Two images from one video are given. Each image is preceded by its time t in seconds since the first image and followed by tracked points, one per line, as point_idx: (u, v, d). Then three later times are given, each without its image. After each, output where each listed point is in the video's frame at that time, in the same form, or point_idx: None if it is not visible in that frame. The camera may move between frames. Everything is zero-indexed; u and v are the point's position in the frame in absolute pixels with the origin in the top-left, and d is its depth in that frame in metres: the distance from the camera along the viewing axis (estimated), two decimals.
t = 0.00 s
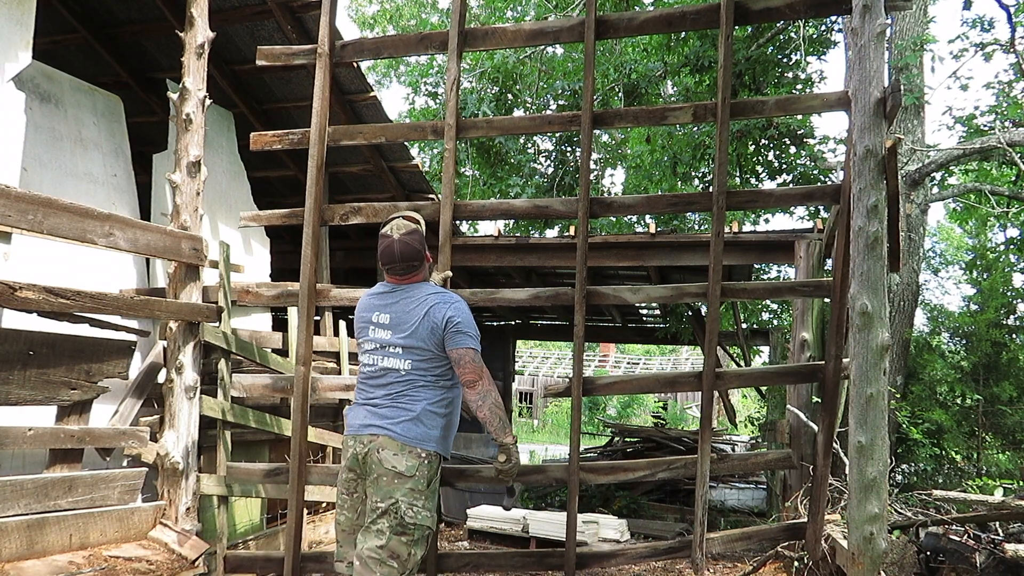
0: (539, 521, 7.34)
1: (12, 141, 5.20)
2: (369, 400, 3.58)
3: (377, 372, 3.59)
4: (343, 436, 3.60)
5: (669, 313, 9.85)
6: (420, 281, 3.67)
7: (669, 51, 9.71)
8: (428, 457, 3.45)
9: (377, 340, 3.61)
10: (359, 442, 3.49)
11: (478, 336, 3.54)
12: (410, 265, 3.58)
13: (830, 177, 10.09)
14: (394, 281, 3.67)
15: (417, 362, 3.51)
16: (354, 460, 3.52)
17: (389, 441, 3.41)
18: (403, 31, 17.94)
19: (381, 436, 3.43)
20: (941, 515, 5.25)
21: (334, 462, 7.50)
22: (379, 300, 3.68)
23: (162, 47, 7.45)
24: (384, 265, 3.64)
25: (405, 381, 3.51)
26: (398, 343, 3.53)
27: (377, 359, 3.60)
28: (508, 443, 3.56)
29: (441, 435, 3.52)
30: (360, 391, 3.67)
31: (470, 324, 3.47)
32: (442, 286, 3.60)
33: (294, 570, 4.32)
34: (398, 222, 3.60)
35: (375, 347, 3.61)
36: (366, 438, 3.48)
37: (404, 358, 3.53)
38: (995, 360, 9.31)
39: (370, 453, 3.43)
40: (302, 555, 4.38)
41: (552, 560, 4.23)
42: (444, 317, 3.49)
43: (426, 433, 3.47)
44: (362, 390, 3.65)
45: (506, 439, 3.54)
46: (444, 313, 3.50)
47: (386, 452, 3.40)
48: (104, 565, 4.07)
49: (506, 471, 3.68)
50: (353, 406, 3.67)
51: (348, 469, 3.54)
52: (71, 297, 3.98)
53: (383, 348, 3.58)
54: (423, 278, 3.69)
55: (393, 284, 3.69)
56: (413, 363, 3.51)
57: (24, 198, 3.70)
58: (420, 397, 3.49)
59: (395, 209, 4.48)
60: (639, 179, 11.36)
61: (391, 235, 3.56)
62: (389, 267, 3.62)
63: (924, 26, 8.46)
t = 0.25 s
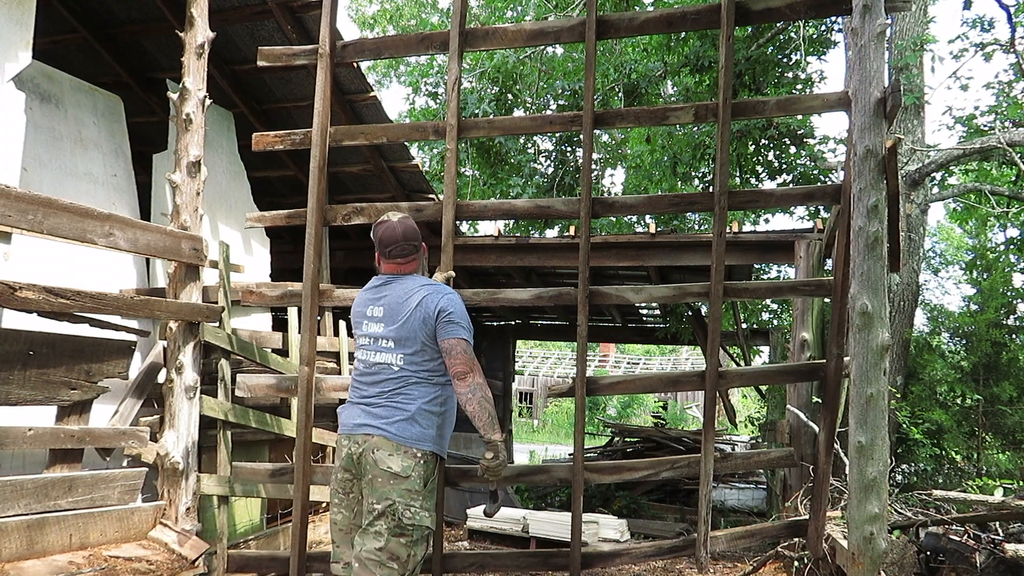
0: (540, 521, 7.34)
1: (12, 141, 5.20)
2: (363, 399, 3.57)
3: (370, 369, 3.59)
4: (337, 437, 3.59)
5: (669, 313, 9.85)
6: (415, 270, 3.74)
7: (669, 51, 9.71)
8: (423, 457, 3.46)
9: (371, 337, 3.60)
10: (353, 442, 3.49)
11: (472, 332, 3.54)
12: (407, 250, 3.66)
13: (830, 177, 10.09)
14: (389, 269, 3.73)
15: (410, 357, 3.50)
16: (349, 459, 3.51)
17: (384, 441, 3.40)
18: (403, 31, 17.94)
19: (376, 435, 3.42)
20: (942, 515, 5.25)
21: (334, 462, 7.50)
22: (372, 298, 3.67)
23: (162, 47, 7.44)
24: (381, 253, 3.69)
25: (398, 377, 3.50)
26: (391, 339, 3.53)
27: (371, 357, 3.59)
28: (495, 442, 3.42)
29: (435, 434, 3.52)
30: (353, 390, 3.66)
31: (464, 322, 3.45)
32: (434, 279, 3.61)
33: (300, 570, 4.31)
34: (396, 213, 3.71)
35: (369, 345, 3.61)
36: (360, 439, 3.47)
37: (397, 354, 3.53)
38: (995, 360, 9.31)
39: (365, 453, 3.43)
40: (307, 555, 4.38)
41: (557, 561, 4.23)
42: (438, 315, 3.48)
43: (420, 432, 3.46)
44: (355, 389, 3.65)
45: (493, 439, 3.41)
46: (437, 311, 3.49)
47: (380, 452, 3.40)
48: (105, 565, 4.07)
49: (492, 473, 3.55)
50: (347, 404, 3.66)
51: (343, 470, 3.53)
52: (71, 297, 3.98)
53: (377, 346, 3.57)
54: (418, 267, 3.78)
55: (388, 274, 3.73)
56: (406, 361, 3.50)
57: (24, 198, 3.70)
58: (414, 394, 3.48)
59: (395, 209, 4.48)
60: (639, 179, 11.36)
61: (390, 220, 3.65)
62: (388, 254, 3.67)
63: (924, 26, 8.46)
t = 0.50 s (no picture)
0: (539, 521, 7.34)
1: (12, 141, 5.20)
2: (361, 399, 3.56)
3: (367, 367, 3.59)
4: (335, 436, 3.58)
5: (669, 313, 9.85)
6: (408, 266, 3.90)
7: (669, 51, 9.71)
8: (422, 455, 3.45)
9: (368, 335, 3.61)
10: (351, 442, 3.48)
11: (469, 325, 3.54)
12: (401, 242, 3.89)
13: (830, 177, 10.09)
14: (382, 266, 3.88)
15: (407, 354, 3.50)
16: (347, 458, 3.51)
17: (382, 440, 3.40)
18: (403, 31, 17.92)
19: (374, 435, 3.41)
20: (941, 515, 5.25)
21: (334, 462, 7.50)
22: (368, 296, 3.69)
23: (162, 47, 7.44)
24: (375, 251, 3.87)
25: (395, 374, 3.50)
26: (387, 335, 3.54)
27: (368, 356, 3.59)
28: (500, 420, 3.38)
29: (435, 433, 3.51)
30: (351, 390, 3.65)
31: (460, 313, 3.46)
32: (428, 273, 3.62)
33: (293, 572, 4.34)
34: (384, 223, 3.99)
35: (366, 342, 3.61)
36: (358, 438, 3.46)
37: (394, 351, 3.53)
38: (996, 360, 9.31)
39: (364, 453, 3.42)
40: (301, 557, 4.39)
41: (555, 567, 4.21)
42: (434, 309, 3.50)
43: (419, 431, 3.45)
44: (353, 389, 3.64)
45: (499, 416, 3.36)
46: (433, 304, 3.51)
47: (379, 451, 3.39)
48: (105, 565, 4.08)
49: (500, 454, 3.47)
50: (345, 405, 3.66)
51: (340, 469, 3.53)
52: (71, 297, 3.98)
53: (375, 344, 3.58)
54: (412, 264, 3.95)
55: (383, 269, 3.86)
56: (404, 358, 3.50)
57: (24, 198, 3.70)
58: (412, 391, 3.48)
59: (395, 209, 4.48)
60: (639, 179, 11.35)
61: (381, 223, 3.95)
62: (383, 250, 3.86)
63: (925, 25, 8.46)
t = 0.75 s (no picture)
0: (540, 521, 7.34)
1: (12, 141, 5.20)
2: (357, 400, 3.58)
3: (362, 367, 3.61)
4: (333, 438, 3.60)
5: (669, 313, 9.86)
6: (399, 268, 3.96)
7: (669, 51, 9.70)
8: (418, 455, 3.45)
9: (361, 335, 3.63)
10: (348, 442, 3.49)
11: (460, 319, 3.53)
12: (393, 245, 3.98)
13: (830, 177, 10.08)
14: (374, 268, 3.93)
15: (399, 352, 3.51)
16: (345, 458, 3.52)
17: (377, 440, 3.40)
18: (403, 31, 17.91)
19: (369, 434, 3.42)
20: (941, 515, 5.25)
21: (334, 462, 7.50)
22: (361, 297, 3.73)
23: (162, 47, 7.44)
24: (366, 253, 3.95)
25: (388, 372, 3.51)
26: (379, 334, 3.55)
27: (363, 356, 3.62)
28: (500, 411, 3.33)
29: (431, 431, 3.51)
30: (348, 392, 3.68)
31: (450, 307, 3.46)
32: (418, 270, 3.64)
33: (294, 572, 4.33)
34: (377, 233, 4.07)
35: (360, 343, 3.64)
36: (354, 439, 3.47)
37: (386, 349, 3.55)
38: (995, 360, 9.31)
39: (360, 454, 3.43)
40: (301, 556, 4.39)
41: (553, 562, 4.22)
42: (424, 305, 3.51)
43: (415, 429, 3.45)
44: (350, 391, 3.66)
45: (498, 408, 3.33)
46: (422, 301, 3.52)
47: (374, 451, 3.39)
48: (105, 565, 4.07)
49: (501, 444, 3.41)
50: (343, 407, 3.68)
51: (339, 469, 3.55)
52: (71, 297, 3.98)
53: (367, 343, 3.60)
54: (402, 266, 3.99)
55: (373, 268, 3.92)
56: (396, 356, 3.51)
57: (24, 198, 3.70)
58: (405, 389, 3.48)
59: (394, 209, 4.48)
60: (639, 179, 11.35)
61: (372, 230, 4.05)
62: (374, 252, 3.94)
63: (925, 25, 8.46)
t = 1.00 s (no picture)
0: (540, 521, 7.34)
1: (12, 141, 5.20)
2: (355, 400, 3.56)
3: (359, 367, 3.59)
4: (331, 439, 3.58)
5: (669, 313, 9.86)
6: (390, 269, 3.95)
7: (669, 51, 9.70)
8: (419, 454, 3.44)
9: (358, 335, 3.63)
10: (347, 442, 3.49)
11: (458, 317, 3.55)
12: (384, 246, 3.97)
13: (830, 177, 10.08)
14: (365, 268, 3.93)
15: (397, 351, 3.51)
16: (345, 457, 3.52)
17: (378, 440, 3.39)
18: (403, 31, 17.91)
19: (370, 434, 3.40)
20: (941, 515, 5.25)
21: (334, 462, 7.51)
22: (356, 297, 3.72)
23: (162, 47, 7.44)
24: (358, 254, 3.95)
25: (386, 372, 3.50)
26: (377, 333, 3.55)
27: (359, 355, 3.60)
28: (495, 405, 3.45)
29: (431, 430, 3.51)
30: (345, 393, 3.66)
31: (448, 305, 3.48)
32: (414, 269, 3.65)
33: (294, 572, 4.33)
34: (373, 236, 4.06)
35: (357, 342, 3.63)
36: (353, 439, 3.46)
37: (384, 348, 3.54)
38: (995, 360, 9.31)
39: (360, 454, 3.42)
40: (301, 556, 4.38)
41: (554, 567, 4.21)
42: (421, 303, 3.52)
43: (416, 429, 3.45)
44: (347, 392, 3.64)
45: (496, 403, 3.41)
46: (420, 299, 3.53)
47: (374, 451, 3.39)
48: (105, 565, 4.07)
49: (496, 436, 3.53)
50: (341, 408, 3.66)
51: (338, 470, 3.54)
52: (71, 297, 3.98)
53: (365, 343, 3.59)
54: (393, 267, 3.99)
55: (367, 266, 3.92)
56: (394, 355, 3.51)
57: (24, 198, 3.69)
58: (404, 388, 3.47)
59: (394, 209, 4.48)
60: (639, 179, 11.35)
61: (364, 232, 4.05)
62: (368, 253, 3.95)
63: (925, 25, 8.46)
